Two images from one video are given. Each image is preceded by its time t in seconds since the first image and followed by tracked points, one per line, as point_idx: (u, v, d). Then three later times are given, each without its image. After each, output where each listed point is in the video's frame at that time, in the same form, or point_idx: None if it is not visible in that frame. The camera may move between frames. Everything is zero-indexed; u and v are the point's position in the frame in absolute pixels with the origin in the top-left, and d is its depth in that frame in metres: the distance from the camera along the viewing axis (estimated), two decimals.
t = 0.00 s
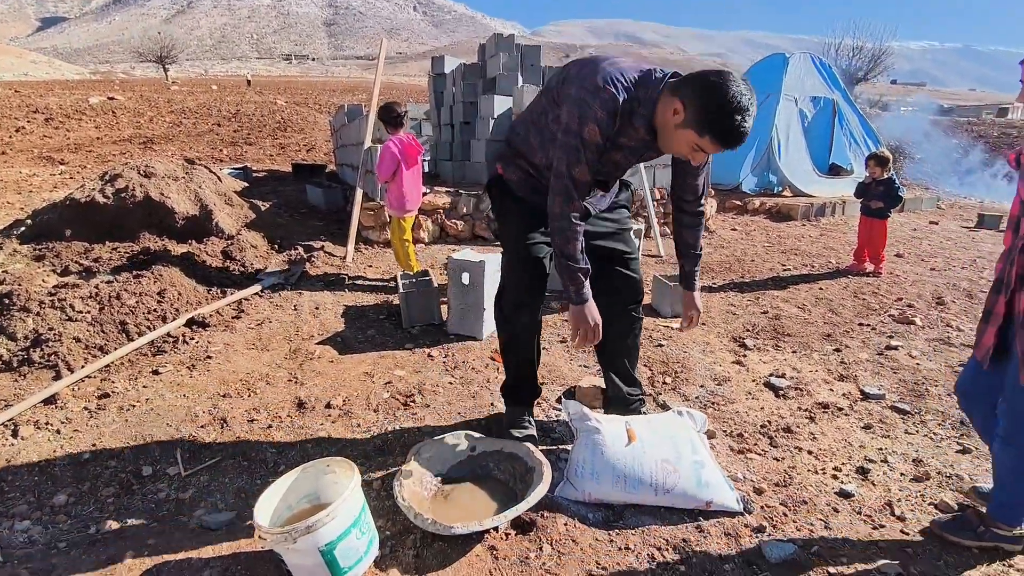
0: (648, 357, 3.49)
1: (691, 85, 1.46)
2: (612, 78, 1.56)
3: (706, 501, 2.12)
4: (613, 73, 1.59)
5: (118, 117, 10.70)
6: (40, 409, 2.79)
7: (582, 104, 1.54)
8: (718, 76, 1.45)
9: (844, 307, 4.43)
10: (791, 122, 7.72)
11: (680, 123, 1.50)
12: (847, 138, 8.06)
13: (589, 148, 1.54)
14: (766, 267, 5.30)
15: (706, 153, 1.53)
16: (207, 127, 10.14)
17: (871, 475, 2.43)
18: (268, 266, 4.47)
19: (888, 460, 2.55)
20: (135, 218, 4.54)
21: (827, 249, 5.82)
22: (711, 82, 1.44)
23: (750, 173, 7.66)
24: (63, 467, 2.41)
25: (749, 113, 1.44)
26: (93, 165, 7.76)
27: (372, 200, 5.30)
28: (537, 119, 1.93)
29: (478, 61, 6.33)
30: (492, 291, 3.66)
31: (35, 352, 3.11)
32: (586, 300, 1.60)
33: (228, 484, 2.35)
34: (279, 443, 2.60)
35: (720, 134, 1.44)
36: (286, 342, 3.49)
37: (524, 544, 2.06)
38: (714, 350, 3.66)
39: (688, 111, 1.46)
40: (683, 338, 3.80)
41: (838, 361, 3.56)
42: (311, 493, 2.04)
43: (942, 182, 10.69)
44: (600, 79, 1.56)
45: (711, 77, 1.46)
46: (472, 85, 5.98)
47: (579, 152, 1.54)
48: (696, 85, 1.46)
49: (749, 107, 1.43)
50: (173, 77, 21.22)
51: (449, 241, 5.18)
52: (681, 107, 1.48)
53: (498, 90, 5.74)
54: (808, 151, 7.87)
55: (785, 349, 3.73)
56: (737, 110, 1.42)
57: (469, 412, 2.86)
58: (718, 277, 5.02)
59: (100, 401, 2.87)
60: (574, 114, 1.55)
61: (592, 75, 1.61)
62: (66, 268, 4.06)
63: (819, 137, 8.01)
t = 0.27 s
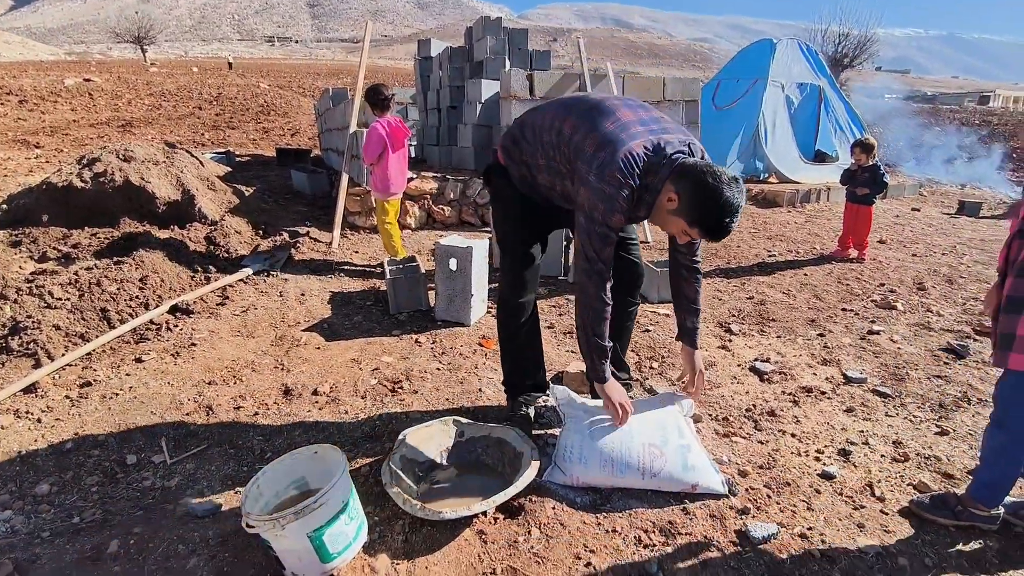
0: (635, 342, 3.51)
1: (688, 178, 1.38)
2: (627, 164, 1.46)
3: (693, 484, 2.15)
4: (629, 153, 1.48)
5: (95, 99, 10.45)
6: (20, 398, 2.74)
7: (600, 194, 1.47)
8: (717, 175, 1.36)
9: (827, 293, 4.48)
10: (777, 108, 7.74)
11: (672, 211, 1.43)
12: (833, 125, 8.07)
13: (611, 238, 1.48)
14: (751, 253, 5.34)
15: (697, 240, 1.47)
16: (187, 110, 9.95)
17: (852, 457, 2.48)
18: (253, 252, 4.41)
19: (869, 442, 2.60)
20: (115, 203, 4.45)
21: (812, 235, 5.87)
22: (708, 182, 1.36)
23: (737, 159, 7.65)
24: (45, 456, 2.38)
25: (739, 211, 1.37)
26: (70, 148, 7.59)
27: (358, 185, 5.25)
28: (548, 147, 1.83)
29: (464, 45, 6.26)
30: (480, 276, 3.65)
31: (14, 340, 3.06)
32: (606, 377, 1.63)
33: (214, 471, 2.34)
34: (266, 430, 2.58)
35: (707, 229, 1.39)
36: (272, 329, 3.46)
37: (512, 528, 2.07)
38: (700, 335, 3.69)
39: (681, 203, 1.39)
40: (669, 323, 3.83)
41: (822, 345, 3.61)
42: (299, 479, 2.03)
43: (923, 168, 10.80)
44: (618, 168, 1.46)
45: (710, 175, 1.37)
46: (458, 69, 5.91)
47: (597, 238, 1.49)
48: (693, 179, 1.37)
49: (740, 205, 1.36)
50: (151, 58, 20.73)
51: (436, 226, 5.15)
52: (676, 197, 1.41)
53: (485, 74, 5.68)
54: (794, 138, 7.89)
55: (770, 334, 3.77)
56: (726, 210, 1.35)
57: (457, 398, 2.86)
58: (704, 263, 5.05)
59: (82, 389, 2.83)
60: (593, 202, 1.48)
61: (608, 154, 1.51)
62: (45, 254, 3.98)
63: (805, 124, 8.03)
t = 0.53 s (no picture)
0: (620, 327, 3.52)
1: (689, 196, 1.38)
2: (631, 178, 1.43)
3: (675, 466, 2.17)
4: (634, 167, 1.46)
5: (71, 77, 10.17)
6: None
7: (598, 202, 1.43)
8: (716, 197, 1.36)
9: (811, 279, 4.52)
10: (764, 95, 7.75)
11: (668, 226, 1.43)
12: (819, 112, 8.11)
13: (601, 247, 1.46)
14: (736, 239, 5.37)
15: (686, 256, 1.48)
16: (168, 90, 9.73)
17: (832, 440, 2.52)
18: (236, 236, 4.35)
19: (849, 425, 2.64)
20: (93, 185, 4.36)
21: (797, 222, 5.91)
22: (709, 203, 1.36)
23: (723, 146, 7.71)
24: (23, 442, 2.34)
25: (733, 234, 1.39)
26: (46, 128, 7.39)
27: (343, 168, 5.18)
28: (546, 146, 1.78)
29: (451, 26, 6.17)
30: (466, 261, 3.62)
31: None
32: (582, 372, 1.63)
33: (197, 456, 2.32)
34: (249, 414, 2.57)
35: (702, 247, 1.40)
36: (255, 314, 3.42)
37: (497, 511, 2.08)
38: (685, 321, 3.72)
39: (678, 219, 1.40)
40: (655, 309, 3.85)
41: (804, 330, 3.65)
42: (283, 464, 2.02)
43: (906, 156, 10.91)
44: (624, 181, 1.43)
45: (708, 194, 1.37)
46: (445, 51, 5.83)
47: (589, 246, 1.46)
48: (693, 197, 1.38)
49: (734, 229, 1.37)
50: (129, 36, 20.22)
51: (422, 211, 5.11)
52: (673, 213, 1.41)
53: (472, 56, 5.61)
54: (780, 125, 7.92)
55: (754, 319, 3.81)
56: (722, 231, 1.36)
57: (443, 382, 2.85)
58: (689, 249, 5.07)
59: (60, 374, 2.79)
60: (590, 207, 1.43)
61: (613, 165, 1.47)
62: (20, 237, 3.89)
63: (791, 110, 8.06)
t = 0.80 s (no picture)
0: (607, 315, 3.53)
1: (689, 198, 1.35)
2: (638, 195, 1.43)
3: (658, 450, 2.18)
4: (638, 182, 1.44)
5: (47, 56, 9.92)
6: None
7: (616, 223, 1.42)
8: (716, 195, 1.33)
9: (795, 266, 4.55)
10: (751, 83, 7.75)
11: (670, 228, 1.40)
12: (806, 101, 8.13)
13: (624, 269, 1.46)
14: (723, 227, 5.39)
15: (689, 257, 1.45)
16: (148, 72, 9.53)
17: (813, 424, 2.55)
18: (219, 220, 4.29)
19: (830, 409, 2.68)
20: (71, 167, 4.27)
21: (782, 210, 5.94)
22: (710, 202, 1.33)
23: (711, 134, 7.72)
24: None
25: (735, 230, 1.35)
26: (21, 109, 7.21)
27: (328, 153, 5.12)
28: (542, 161, 1.75)
29: (438, 9, 6.09)
30: (452, 246, 3.60)
31: None
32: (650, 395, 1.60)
33: (179, 440, 2.30)
34: (233, 399, 2.55)
35: (703, 246, 1.36)
36: (239, 298, 3.38)
37: (483, 495, 2.09)
38: (670, 307, 3.74)
39: (680, 220, 1.36)
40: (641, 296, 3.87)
41: (788, 317, 3.69)
42: (268, 448, 2.01)
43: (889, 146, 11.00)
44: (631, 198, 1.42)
45: (708, 193, 1.34)
46: (432, 34, 5.76)
47: (615, 267, 1.45)
48: (693, 199, 1.35)
49: (735, 224, 1.34)
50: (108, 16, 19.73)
51: (409, 196, 5.07)
52: (675, 214, 1.37)
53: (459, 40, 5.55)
54: (767, 114, 7.94)
55: (739, 306, 3.83)
56: (723, 228, 1.32)
57: (429, 368, 2.85)
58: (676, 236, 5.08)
59: (38, 359, 2.74)
60: (609, 231, 1.42)
61: (617, 182, 1.45)
62: None
63: (778, 99, 8.09)
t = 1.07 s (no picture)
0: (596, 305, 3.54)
1: (676, 202, 1.35)
2: (632, 204, 1.43)
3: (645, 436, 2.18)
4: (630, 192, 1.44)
5: (26, 38, 9.68)
6: None
7: (618, 237, 1.42)
8: (701, 196, 1.34)
9: (783, 257, 4.58)
10: (741, 74, 7.75)
11: (660, 230, 1.40)
12: (795, 93, 8.14)
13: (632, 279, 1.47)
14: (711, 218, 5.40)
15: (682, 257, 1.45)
16: (131, 56, 9.35)
17: (799, 412, 2.58)
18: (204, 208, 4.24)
19: (815, 398, 2.70)
20: (51, 152, 4.19)
21: (771, 202, 5.97)
22: (698, 205, 1.33)
23: (701, 125, 7.70)
24: None
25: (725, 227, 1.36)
26: None
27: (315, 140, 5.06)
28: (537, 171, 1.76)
29: None
30: (441, 235, 3.58)
31: None
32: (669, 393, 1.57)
33: (164, 429, 2.27)
34: (219, 387, 2.52)
35: (693, 247, 1.36)
36: (225, 286, 3.35)
37: (471, 483, 2.09)
38: (659, 297, 3.75)
39: (670, 224, 1.36)
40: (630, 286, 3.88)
41: (775, 307, 3.71)
42: (254, 436, 1.99)
43: (876, 138, 11.08)
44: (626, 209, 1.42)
45: (695, 196, 1.35)
46: (421, 21, 5.70)
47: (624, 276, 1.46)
48: (681, 202, 1.35)
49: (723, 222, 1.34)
50: None
51: (397, 184, 5.03)
52: (663, 217, 1.37)
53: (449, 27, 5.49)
54: (756, 105, 7.95)
55: (727, 296, 3.85)
56: (712, 228, 1.33)
57: (417, 356, 2.84)
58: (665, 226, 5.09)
59: (18, 347, 2.69)
60: (613, 245, 1.43)
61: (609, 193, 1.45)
62: None
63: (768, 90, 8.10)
